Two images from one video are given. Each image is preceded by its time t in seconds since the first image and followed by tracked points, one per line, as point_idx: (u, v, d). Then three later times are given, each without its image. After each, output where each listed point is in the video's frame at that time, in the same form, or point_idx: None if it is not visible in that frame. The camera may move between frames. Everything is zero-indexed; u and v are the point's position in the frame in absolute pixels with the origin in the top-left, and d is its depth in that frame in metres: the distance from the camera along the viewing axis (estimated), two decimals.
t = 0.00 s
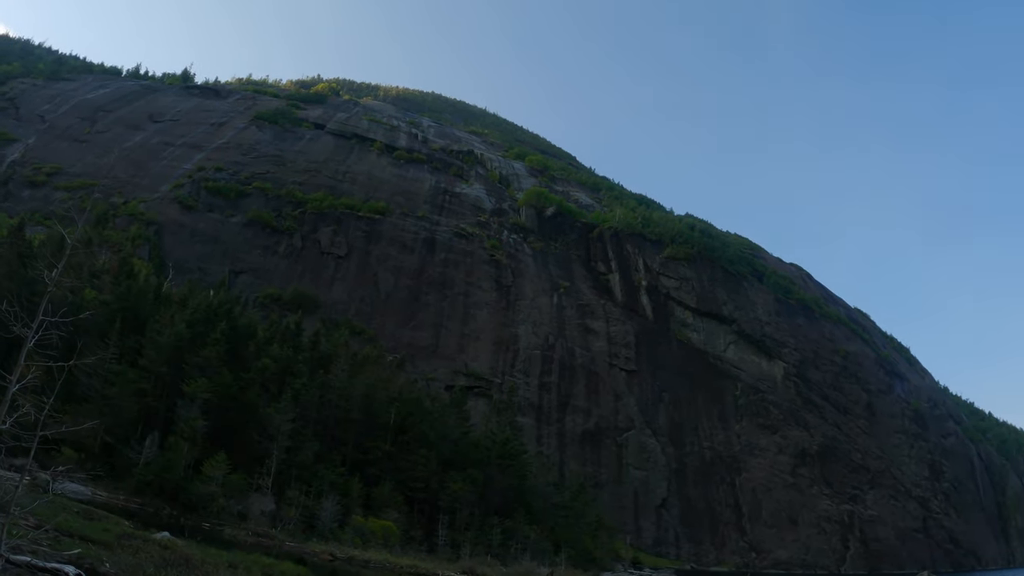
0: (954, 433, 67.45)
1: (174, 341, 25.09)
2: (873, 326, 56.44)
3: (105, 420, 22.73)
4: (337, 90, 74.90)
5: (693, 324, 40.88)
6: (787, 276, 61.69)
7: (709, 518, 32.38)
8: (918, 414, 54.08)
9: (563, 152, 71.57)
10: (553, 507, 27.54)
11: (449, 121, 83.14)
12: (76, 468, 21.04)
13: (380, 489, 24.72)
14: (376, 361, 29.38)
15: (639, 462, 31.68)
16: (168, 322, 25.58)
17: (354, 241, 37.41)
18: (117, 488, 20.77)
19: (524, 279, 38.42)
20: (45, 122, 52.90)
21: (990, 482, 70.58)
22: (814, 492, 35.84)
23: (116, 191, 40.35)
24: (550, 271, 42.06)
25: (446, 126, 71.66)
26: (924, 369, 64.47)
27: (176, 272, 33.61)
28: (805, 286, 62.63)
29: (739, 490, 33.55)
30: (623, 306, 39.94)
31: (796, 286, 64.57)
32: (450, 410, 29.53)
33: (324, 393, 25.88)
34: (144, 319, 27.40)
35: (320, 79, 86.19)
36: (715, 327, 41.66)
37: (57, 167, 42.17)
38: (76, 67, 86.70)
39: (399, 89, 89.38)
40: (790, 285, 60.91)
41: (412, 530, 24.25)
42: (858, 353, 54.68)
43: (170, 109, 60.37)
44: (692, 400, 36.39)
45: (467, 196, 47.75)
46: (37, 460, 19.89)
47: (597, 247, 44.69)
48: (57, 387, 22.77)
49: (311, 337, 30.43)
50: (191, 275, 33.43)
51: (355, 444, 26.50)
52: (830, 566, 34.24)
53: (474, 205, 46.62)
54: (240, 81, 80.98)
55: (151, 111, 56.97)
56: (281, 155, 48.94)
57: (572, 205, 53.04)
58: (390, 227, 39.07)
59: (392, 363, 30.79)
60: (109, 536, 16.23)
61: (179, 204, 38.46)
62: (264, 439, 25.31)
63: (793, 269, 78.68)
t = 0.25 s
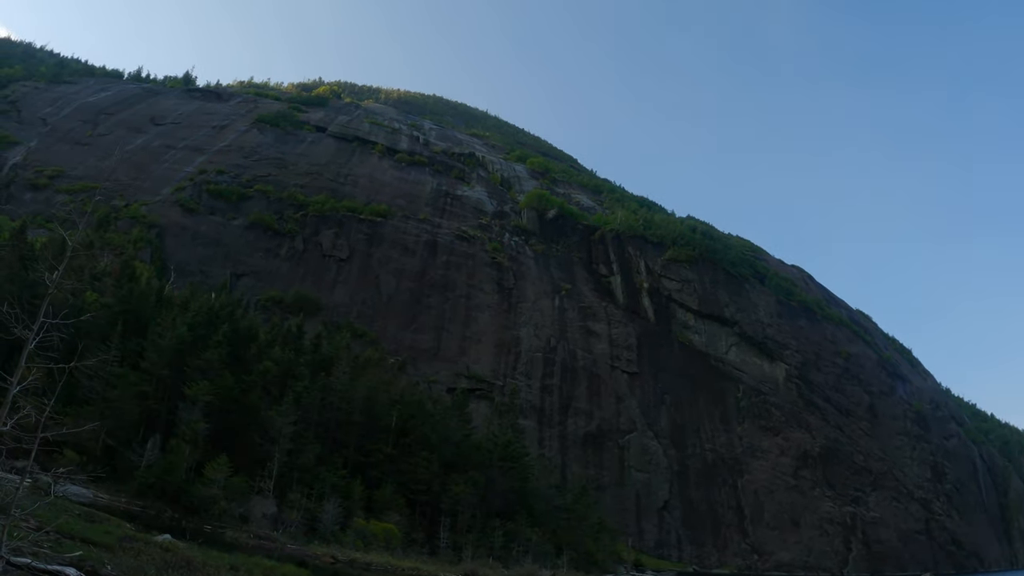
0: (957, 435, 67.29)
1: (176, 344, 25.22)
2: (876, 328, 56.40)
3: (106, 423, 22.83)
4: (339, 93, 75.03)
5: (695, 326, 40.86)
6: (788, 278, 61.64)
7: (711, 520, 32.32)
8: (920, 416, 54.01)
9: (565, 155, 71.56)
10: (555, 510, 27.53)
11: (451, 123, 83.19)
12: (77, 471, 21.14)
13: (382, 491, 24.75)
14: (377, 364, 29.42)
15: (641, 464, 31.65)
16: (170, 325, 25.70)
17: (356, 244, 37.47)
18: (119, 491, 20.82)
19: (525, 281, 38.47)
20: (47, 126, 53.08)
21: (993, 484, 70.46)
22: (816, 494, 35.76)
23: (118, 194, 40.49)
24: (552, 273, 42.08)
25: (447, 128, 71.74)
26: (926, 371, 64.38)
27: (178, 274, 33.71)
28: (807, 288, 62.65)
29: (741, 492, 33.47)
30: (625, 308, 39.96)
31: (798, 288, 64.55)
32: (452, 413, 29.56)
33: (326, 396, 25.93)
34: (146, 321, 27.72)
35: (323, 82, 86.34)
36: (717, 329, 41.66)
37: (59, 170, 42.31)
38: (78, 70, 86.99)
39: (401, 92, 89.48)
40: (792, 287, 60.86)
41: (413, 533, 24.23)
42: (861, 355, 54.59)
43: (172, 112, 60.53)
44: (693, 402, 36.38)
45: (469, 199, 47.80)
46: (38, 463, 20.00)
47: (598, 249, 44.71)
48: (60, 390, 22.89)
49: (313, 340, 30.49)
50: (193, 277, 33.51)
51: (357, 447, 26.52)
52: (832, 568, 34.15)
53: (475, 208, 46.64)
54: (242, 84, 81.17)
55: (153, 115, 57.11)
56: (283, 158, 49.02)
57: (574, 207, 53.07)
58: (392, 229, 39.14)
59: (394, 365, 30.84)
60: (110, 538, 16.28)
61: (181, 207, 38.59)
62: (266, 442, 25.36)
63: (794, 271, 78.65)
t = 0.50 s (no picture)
0: (959, 436, 67.07)
1: (179, 348, 25.30)
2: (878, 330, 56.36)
3: (108, 426, 22.90)
4: (340, 96, 75.07)
5: (697, 329, 40.83)
6: (790, 280, 61.57)
7: (714, 523, 32.20)
8: (923, 417, 53.95)
9: (566, 158, 71.55)
10: (557, 513, 27.50)
11: (452, 126, 83.24)
12: (79, 474, 21.23)
13: (384, 494, 24.76)
14: (379, 367, 29.40)
15: (644, 467, 31.61)
16: (172, 328, 25.79)
17: (358, 247, 37.50)
18: (121, 494, 20.83)
19: (527, 284, 38.50)
20: (49, 129, 53.14)
21: (996, 485, 70.40)
22: (818, 496, 35.68)
23: (119, 198, 40.56)
24: (553, 276, 42.07)
25: (449, 131, 71.82)
26: (928, 372, 64.27)
27: (180, 278, 33.77)
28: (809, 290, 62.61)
29: (744, 494, 33.36)
30: (627, 311, 39.95)
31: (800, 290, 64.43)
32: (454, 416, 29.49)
33: (328, 399, 25.96)
34: (148, 324, 27.92)
35: (324, 85, 86.48)
36: (718, 331, 41.66)
37: (60, 174, 42.39)
38: (79, 73, 87.10)
39: (402, 95, 89.56)
40: (794, 288, 60.75)
41: (415, 536, 24.18)
42: (862, 357, 54.55)
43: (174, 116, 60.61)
44: (695, 405, 36.31)
45: (471, 202, 47.83)
46: (41, 467, 20.14)
47: (600, 252, 44.70)
48: (62, 394, 22.98)
49: (315, 343, 30.53)
50: (195, 281, 33.56)
51: (359, 450, 26.53)
52: (835, 570, 33.99)
53: (477, 211, 46.61)
54: (243, 88, 81.18)
55: (154, 118, 57.19)
56: (284, 161, 49.05)
57: (576, 210, 53.10)
58: (394, 233, 39.17)
59: (396, 368, 30.87)
60: (112, 542, 16.30)
61: (183, 210, 38.68)
62: (267, 445, 25.37)
63: (796, 272, 78.54)
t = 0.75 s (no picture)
0: (963, 437, 66.87)
1: (181, 352, 25.36)
2: (881, 332, 56.32)
3: (111, 431, 23.01)
4: (341, 100, 75.21)
5: (699, 331, 40.82)
6: (792, 282, 61.53)
7: (717, 526, 32.13)
8: (925, 418, 53.87)
9: (568, 161, 71.58)
10: (560, 516, 27.48)
11: (454, 130, 83.32)
12: (83, 478, 21.37)
13: (387, 498, 24.75)
14: (382, 371, 29.42)
15: (647, 470, 31.55)
16: (175, 333, 25.88)
17: (360, 251, 37.55)
18: (124, 498, 20.97)
19: (529, 287, 38.54)
20: (52, 134, 53.19)
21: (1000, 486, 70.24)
22: (822, 498, 35.60)
23: (122, 203, 40.61)
24: (555, 279, 42.09)
25: (450, 135, 71.90)
26: (931, 373, 64.14)
27: (182, 282, 33.81)
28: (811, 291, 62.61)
29: (747, 497, 33.28)
30: (629, 314, 39.96)
31: (802, 291, 64.38)
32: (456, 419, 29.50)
33: (330, 403, 25.99)
34: (151, 329, 28.01)
35: (326, 90, 86.66)
36: (721, 333, 41.64)
37: (63, 179, 42.53)
38: (81, 78, 87.37)
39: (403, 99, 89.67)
40: (796, 290, 60.71)
41: (418, 540, 24.16)
42: (864, 359, 54.51)
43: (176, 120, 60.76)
44: (698, 407, 36.27)
45: (473, 206, 47.90)
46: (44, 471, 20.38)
47: (602, 255, 44.72)
48: (64, 398, 23.04)
49: (318, 347, 30.55)
50: (197, 285, 33.64)
51: (362, 453, 26.52)
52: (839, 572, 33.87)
53: (479, 214, 46.67)
54: (245, 93, 81.35)
55: (156, 123, 57.32)
56: (286, 165, 49.12)
57: (578, 213, 53.12)
58: (396, 237, 39.23)
59: (399, 372, 30.87)
60: (115, 546, 16.33)
61: (185, 215, 38.74)
62: (270, 449, 25.40)
63: (798, 275, 78.46)
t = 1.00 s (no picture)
0: (967, 439, 66.69)
1: (185, 357, 25.45)
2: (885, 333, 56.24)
3: (116, 436, 23.11)
4: (344, 104, 75.35)
5: (703, 334, 40.81)
6: (796, 284, 61.49)
7: (722, 528, 32.06)
8: (930, 420, 53.75)
9: (571, 164, 71.63)
10: (564, 519, 27.48)
11: (456, 134, 83.44)
12: (87, 483, 21.50)
13: (392, 503, 24.73)
14: (385, 375, 29.45)
15: (651, 473, 31.47)
16: (179, 338, 25.98)
17: (363, 256, 37.63)
18: (128, 503, 21.16)
19: (532, 291, 38.61)
20: (54, 139, 53.25)
21: (1005, 487, 70.06)
22: (826, 500, 35.55)
23: (125, 208, 40.70)
24: (558, 283, 42.13)
25: (453, 139, 71.93)
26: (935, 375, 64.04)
27: (186, 287, 33.87)
28: (815, 293, 62.54)
29: (752, 499, 33.21)
30: (632, 317, 39.98)
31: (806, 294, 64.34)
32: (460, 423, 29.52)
33: (334, 407, 26.03)
34: (155, 334, 28.11)
35: (329, 95, 86.76)
36: (725, 336, 41.60)
37: (66, 185, 42.69)
38: (84, 84, 87.72)
39: (406, 103, 89.82)
40: (800, 293, 60.64)
41: (422, 544, 24.17)
42: (868, 361, 54.43)
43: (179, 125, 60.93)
44: (701, 410, 36.24)
45: (476, 210, 47.93)
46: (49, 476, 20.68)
47: (605, 258, 44.76)
48: (69, 403, 23.15)
49: (322, 352, 30.55)
50: (201, 290, 33.76)
51: (367, 458, 26.50)
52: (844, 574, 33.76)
53: (482, 218, 46.76)
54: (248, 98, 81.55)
55: (159, 128, 57.49)
56: (289, 170, 49.24)
57: (581, 216, 53.15)
58: (399, 241, 39.32)
59: (402, 376, 30.86)
60: (120, 550, 16.39)
61: (188, 220, 38.81)
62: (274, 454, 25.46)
63: (802, 277, 78.40)
